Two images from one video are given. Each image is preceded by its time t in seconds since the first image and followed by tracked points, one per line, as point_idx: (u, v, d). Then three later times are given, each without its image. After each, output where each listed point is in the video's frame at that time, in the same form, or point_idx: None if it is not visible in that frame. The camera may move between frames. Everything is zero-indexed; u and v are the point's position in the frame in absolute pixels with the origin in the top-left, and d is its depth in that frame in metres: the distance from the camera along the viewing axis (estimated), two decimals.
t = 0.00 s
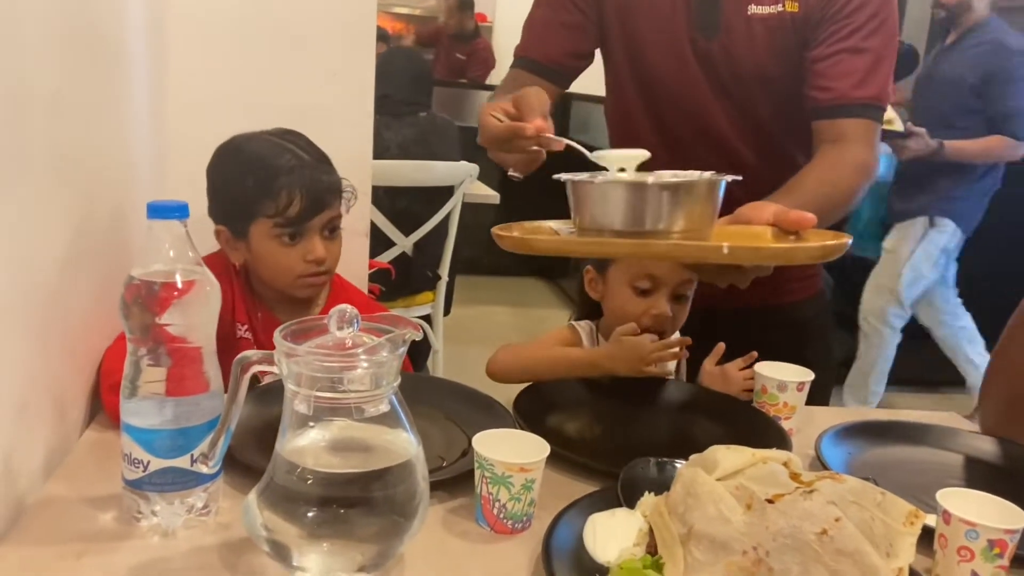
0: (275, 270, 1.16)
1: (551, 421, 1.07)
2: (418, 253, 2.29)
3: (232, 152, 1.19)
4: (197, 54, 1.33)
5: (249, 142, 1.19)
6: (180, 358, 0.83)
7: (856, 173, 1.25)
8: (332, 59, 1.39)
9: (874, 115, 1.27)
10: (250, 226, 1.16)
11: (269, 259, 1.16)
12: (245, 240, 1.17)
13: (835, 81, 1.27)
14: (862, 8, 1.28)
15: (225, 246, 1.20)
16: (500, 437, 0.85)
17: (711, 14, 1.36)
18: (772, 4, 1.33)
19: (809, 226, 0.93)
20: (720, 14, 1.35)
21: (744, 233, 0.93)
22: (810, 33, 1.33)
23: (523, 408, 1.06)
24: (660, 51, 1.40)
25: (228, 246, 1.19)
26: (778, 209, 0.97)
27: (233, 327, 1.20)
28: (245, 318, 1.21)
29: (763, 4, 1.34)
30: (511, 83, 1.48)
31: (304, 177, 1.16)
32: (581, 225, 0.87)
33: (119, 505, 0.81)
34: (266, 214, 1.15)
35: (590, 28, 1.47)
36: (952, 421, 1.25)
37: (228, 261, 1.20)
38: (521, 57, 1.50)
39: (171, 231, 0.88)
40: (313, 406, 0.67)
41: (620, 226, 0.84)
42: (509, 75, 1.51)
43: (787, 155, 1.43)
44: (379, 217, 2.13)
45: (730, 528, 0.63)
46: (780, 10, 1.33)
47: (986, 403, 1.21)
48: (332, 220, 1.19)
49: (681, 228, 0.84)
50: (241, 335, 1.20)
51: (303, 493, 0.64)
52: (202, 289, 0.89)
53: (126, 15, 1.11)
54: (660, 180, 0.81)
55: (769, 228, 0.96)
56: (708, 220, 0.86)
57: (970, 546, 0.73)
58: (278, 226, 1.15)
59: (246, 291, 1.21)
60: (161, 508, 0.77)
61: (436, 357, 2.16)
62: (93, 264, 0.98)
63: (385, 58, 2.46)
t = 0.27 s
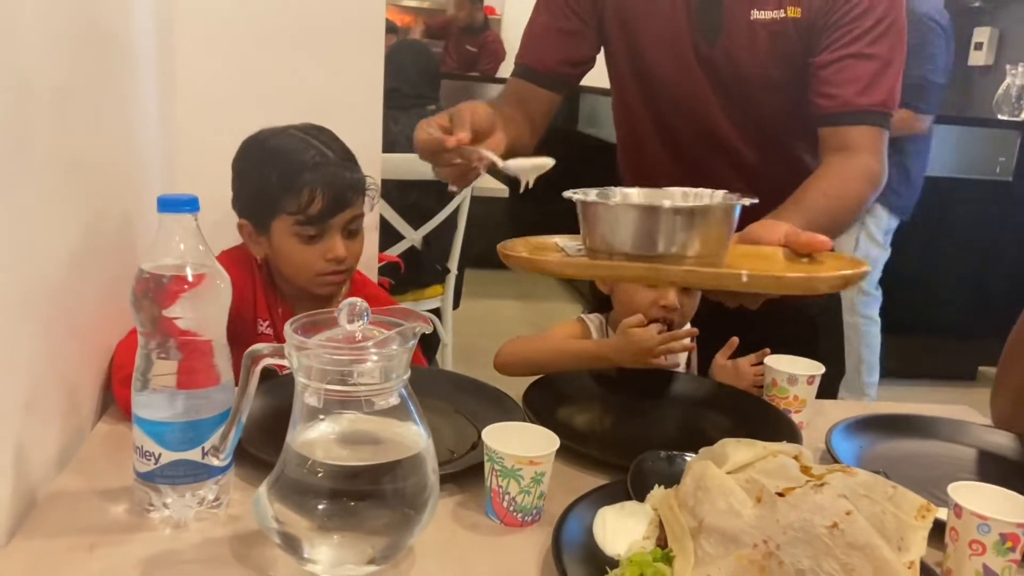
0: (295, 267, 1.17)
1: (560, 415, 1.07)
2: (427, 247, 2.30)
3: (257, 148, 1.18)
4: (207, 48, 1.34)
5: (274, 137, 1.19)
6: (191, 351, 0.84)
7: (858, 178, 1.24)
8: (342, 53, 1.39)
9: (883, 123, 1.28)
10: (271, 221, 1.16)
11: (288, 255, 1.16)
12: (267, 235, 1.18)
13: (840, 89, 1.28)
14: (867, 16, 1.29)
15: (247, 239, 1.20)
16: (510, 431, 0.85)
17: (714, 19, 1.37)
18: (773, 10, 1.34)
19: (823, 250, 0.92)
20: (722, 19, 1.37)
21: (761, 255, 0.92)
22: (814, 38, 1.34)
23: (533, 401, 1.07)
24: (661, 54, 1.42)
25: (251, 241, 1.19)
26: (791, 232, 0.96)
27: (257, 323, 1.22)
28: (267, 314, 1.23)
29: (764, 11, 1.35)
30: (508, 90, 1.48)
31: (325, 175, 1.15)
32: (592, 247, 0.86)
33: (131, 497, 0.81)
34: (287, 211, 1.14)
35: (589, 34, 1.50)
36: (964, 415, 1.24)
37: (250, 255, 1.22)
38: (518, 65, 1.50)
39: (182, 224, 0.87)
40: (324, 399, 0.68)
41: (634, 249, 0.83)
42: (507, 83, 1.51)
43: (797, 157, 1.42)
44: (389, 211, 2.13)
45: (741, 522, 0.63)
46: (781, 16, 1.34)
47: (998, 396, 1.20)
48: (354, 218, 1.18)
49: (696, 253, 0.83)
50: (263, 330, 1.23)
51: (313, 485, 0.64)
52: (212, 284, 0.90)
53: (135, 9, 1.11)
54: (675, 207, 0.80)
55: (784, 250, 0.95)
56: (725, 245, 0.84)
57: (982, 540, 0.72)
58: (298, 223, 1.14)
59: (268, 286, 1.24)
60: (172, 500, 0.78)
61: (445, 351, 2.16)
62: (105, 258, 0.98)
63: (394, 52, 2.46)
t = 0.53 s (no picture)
0: (310, 264, 1.18)
1: (568, 409, 1.07)
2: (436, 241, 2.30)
3: (279, 142, 1.17)
4: (215, 43, 1.34)
5: (297, 132, 1.18)
6: (202, 345, 0.84)
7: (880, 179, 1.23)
8: (350, 48, 1.39)
9: (901, 122, 1.27)
10: (287, 219, 1.17)
11: (303, 254, 1.17)
12: (282, 232, 1.19)
13: (857, 91, 1.28)
14: (879, 12, 1.28)
15: (264, 233, 1.22)
16: (518, 424, 0.85)
17: (718, 27, 1.38)
18: (779, 16, 1.35)
19: (862, 258, 0.94)
20: (727, 26, 1.38)
21: (798, 268, 0.95)
22: (826, 39, 1.34)
23: (542, 395, 1.07)
24: (668, 65, 1.43)
25: (266, 235, 1.21)
26: (827, 241, 0.99)
27: (272, 322, 1.25)
28: (283, 313, 1.26)
29: (771, 16, 1.36)
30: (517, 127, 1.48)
31: (342, 175, 1.13)
32: (635, 269, 0.91)
33: (142, 490, 0.82)
34: (303, 210, 1.15)
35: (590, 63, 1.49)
36: (974, 409, 1.24)
37: (269, 253, 1.25)
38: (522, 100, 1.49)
39: (192, 219, 0.87)
40: (333, 393, 0.68)
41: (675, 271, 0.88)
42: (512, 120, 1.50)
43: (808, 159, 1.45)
44: (398, 206, 2.13)
45: (749, 516, 0.63)
46: (790, 21, 1.34)
47: (1008, 390, 1.20)
48: (369, 220, 1.18)
49: (737, 271, 0.88)
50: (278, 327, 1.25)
51: (323, 478, 0.65)
52: (222, 279, 0.90)
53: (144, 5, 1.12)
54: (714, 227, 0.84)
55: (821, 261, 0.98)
56: (764, 259, 0.89)
57: (992, 534, 0.72)
58: (314, 221, 1.15)
59: (285, 285, 1.27)
60: (183, 493, 0.78)
61: (453, 345, 2.16)
62: (115, 253, 0.99)
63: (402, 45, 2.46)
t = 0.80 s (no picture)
0: (315, 262, 1.19)
1: (576, 404, 1.07)
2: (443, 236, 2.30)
3: (291, 139, 1.17)
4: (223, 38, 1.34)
5: (307, 129, 1.18)
6: (211, 340, 0.84)
7: (898, 170, 1.23)
8: (357, 43, 1.39)
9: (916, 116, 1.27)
10: (295, 216, 1.18)
11: (309, 251, 1.18)
12: (291, 228, 1.19)
13: (871, 86, 1.28)
14: (890, 6, 1.27)
15: (274, 229, 1.23)
16: (526, 419, 0.85)
17: (728, 25, 1.38)
18: (790, 12, 1.34)
19: (881, 251, 0.95)
20: (737, 24, 1.37)
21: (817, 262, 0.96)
22: (837, 35, 1.33)
23: (550, 389, 1.07)
24: (677, 66, 1.42)
25: (275, 230, 1.22)
26: (844, 234, 0.99)
27: (280, 316, 1.26)
28: (291, 307, 1.27)
29: (782, 13, 1.35)
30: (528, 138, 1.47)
31: (349, 174, 1.13)
32: (653, 267, 0.90)
33: (152, 484, 0.82)
34: (310, 209, 1.15)
35: (599, 71, 1.48)
36: (983, 403, 1.23)
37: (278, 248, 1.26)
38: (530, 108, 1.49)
39: (200, 214, 0.88)
40: (342, 387, 0.68)
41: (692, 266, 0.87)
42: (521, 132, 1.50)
43: (819, 156, 1.45)
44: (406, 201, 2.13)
45: (757, 510, 0.63)
46: (802, 17, 1.34)
47: (1018, 384, 1.19)
48: (376, 219, 1.18)
49: (756, 265, 0.87)
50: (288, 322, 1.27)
51: (331, 472, 0.65)
52: (230, 274, 0.90)
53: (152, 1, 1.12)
54: (732, 222, 0.84)
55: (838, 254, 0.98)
56: (783, 254, 0.89)
57: (1002, 529, 0.72)
58: (321, 220, 1.15)
59: (293, 279, 1.27)
60: (193, 487, 0.79)
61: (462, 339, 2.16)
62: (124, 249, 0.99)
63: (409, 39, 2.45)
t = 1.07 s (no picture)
0: (318, 260, 1.19)
1: (582, 399, 1.07)
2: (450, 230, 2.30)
3: (296, 134, 1.17)
4: (230, 34, 1.34)
5: (313, 124, 1.18)
6: (218, 335, 0.84)
7: (904, 166, 1.22)
8: (364, 37, 1.39)
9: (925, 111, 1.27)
10: (299, 212, 1.18)
11: (312, 249, 1.18)
12: (294, 224, 1.20)
13: (880, 81, 1.27)
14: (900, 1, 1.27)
15: (279, 226, 1.23)
16: (533, 414, 0.85)
17: (737, 19, 1.37)
18: (800, 6, 1.34)
19: (886, 246, 0.92)
20: (747, 18, 1.37)
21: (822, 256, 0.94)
22: (847, 29, 1.33)
23: (556, 383, 1.07)
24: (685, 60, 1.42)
25: (280, 227, 1.23)
26: (849, 230, 0.97)
27: (287, 312, 1.26)
28: (298, 302, 1.27)
29: (792, 6, 1.34)
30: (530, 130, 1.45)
31: (353, 170, 1.13)
32: (655, 261, 0.88)
33: (160, 478, 0.82)
34: (312, 206, 1.15)
35: (605, 64, 1.47)
36: (992, 398, 1.22)
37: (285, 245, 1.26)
38: (535, 102, 1.46)
39: (207, 210, 0.87)
40: (348, 382, 0.68)
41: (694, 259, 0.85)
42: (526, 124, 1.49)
43: (827, 150, 1.44)
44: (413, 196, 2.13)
45: (764, 505, 0.63)
46: (812, 11, 1.34)
47: None
48: (379, 216, 1.18)
49: (759, 260, 0.86)
50: (294, 318, 1.26)
51: (337, 467, 0.65)
52: (237, 269, 0.90)
53: None
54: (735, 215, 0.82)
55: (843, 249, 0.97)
56: (786, 249, 0.87)
57: (1010, 525, 0.71)
58: (322, 216, 1.15)
59: (299, 275, 1.27)
60: (200, 481, 0.79)
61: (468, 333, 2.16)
62: (131, 243, 0.99)
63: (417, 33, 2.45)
